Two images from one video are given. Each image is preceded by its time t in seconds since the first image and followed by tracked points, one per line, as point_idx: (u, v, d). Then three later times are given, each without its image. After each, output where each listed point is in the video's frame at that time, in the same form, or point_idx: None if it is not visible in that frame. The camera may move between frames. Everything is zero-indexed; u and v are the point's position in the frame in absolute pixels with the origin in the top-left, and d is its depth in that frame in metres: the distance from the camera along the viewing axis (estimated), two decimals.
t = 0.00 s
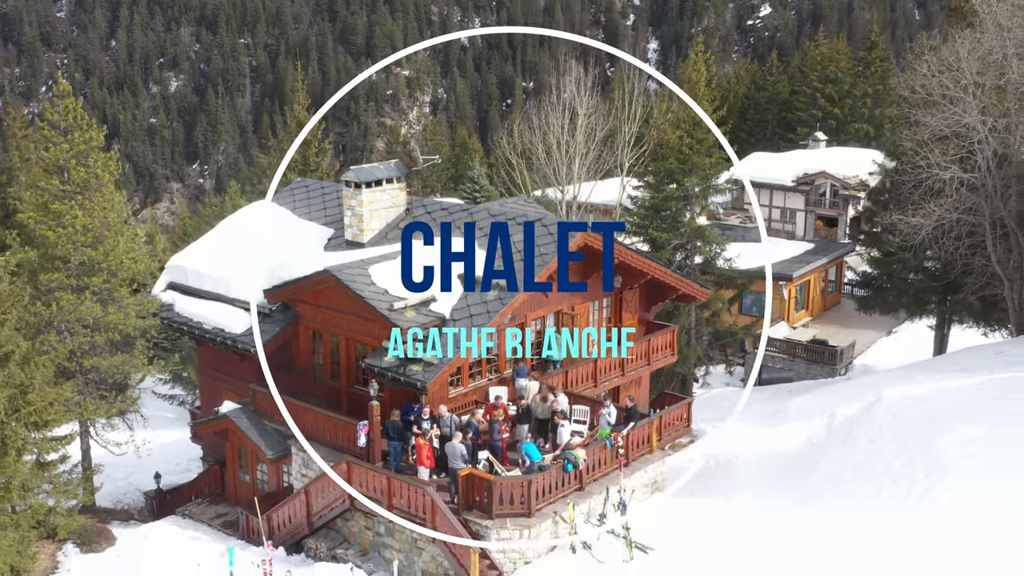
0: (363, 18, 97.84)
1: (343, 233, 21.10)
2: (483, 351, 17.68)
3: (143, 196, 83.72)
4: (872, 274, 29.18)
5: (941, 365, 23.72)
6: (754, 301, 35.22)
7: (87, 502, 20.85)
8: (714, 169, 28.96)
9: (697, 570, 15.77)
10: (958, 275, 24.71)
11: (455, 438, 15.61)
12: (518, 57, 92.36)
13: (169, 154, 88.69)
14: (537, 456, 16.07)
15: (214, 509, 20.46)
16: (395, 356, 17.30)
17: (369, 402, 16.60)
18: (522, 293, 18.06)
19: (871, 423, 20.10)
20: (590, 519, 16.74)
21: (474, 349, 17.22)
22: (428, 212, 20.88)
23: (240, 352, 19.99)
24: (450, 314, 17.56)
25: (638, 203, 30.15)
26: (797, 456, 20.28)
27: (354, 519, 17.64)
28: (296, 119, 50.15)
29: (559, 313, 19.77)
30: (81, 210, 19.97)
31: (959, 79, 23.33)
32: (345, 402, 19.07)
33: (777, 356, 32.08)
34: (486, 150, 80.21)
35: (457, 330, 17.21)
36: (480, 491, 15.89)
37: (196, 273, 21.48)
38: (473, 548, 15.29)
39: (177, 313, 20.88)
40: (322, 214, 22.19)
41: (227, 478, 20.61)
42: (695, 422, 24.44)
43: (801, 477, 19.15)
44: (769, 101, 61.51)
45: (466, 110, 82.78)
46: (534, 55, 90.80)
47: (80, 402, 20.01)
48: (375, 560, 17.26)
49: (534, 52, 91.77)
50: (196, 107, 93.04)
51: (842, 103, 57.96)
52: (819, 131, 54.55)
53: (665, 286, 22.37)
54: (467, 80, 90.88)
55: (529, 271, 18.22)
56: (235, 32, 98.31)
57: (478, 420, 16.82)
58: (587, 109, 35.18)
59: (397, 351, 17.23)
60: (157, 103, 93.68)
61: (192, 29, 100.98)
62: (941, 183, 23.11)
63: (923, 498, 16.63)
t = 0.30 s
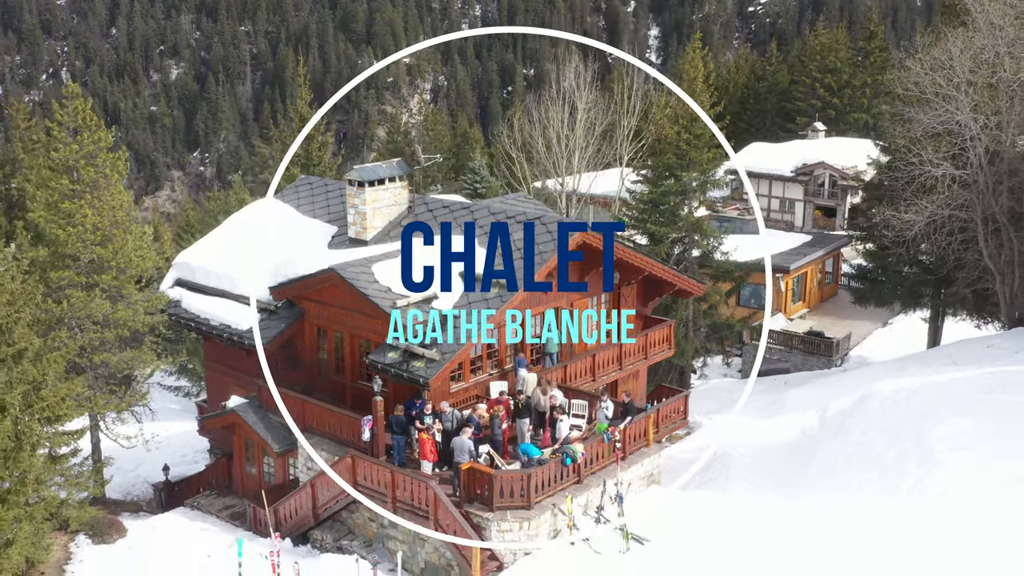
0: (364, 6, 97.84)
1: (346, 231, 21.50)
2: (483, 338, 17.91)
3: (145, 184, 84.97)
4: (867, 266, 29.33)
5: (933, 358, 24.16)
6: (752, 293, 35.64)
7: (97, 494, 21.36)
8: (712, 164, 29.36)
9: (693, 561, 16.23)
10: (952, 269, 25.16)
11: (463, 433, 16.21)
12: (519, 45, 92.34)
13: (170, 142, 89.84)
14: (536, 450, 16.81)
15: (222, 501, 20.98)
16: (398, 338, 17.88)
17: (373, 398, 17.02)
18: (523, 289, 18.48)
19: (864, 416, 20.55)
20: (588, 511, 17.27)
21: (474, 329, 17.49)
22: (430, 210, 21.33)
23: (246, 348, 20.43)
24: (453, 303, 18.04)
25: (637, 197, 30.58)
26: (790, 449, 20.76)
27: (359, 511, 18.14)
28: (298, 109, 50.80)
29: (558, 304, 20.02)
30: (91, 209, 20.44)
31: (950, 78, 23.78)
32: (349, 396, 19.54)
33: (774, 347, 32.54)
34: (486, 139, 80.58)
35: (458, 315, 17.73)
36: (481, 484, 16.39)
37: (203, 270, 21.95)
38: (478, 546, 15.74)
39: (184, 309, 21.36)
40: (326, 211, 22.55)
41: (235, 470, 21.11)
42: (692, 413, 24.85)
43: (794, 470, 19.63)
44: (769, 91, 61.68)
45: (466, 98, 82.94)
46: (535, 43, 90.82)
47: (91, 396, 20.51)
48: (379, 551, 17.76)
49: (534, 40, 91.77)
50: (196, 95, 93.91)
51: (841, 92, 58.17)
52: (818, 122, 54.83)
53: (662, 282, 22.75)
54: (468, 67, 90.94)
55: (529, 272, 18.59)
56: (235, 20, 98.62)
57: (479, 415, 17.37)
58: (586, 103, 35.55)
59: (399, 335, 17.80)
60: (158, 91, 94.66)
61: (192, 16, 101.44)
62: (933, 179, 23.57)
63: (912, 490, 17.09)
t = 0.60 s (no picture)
0: None
1: (350, 228, 21.94)
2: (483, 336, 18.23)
3: (145, 172, 85.81)
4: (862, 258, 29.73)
5: (926, 351, 24.59)
6: (750, 285, 36.05)
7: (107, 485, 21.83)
8: (710, 159, 29.72)
9: (687, 552, 16.72)
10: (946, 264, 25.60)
11: (469, 428, 16.79)
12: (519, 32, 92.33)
13: (171, 130, 90.55)
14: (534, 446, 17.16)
15: (230, 492, 21.53)
16: (398, 335, 18.23)
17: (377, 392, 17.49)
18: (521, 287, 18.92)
19: (857, 411, 21.00)
20: (587, 503, 17.75)
21: (474, 327, 17.82)
22: (433, 207, 21.99)
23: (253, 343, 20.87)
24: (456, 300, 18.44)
25: (636, 192, 30.97)
26: (784, 441, 21.24)
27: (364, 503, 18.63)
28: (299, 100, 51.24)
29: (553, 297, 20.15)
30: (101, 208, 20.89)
31: (943, 77, 24.17)
32: (354, 390, 20.03)
33: (771, 339, 32.99)
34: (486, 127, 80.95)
35: (458, 312, 18.09)
36: (483, 477, 16.91)
37: (211, 266, 22.42)
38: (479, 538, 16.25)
39: (193, 305, 21.86)
40: (330, 209, 23.03)
41: (242, 462, 21.64)
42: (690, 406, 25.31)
43: (788, 463, 20.10)
44: (768, 81, 61.83)
45: (467, 85, 83.06)
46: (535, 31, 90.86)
47: (101, 391, 21.00)
48: (383, 542, 18.23)
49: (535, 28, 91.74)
50: (197, 82, 94.44)
51: (841, 83, 58.36)
52: (817, 112, 55.11)
53: (660, 277, 23.16)
54: (469, 55, 90.96)
55: (529, 272, 19.01)
56: (235, 8, 98.79)
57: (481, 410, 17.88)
58: (586, 97, 35.88)
59: (399, 333, 18.11)
60: (158, 79, 95.32)
61: (193, 3, 101.95)
62: (926, 176, 24.00)
63: (901, 482, 17.56)
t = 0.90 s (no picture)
0: None
1: (354, 225, 22.37)
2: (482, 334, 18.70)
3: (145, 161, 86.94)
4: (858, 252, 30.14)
5: (919, 344, 25.07)
6: (748, 276, 36.50)
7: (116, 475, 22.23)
8: (709, 153, 30.11)
9: (684, 540, 17.16)
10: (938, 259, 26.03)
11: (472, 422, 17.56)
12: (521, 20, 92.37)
13: (171, 117, 91.68)
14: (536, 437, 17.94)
15: (237, 483, 22.08)
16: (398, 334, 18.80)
17: (382, 387, 17.97)
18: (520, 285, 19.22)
19: (849, 404, 21.45)
20: (585, 494, 18.28)
21: (474, 326, 18.29)
22: (435, 204, 22.44)
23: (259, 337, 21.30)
24: (456, 300, 18.86)
25: (635, 186, 31.37)
26: (779, 433, 21.73)
27: (369, 494, 19.14)
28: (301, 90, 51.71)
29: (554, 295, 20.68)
30: (111, 206, 21.34)
31: (937, 75, 24.61)
32: (359, 383, 20.49)
33: (768, 330, 33.48)
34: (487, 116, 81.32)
35: (458, 312, 18.49)
36: (484, 469, 17.40)
37: (217, 261, 22.85)
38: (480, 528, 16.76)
39: (200, 300, 22.32)
40: (334, 205, 23.47)
41: (249, 453, 22.16)
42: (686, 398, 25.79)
43: (782, 454, 20.58)
44: (768, 72, 62.07)
45: (468, 73, 83.22)
46: (536, 19, 90.95)
47: (111, 384, 21.49)
48: (388, 532, 18.75)
49: (536, 15, 91.81)
50: (198, 70, 95.16)
51: (840, 73, 58.57)
52: (816, 103, 55.47)
53: (657, 272, 23.58)
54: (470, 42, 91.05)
55: (529, 270, 19.34)
56: None
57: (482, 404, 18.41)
58: (586, 91, 36.24)
59: (399, 332, 18.63)
60: (159, 66, 96.15)
61: None
62: (920, 173, 24.45)
63: (891, 475, 18.03)
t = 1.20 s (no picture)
0: None
1: (358, 220, 22.87)
2: (482, 332, 19.23)
3: (151, 146, 96.15)
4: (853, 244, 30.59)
5: (911, 336, 25.59)
6: (745, 266, 37.02)
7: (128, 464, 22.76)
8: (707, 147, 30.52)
9: (678, 527, 17.76)
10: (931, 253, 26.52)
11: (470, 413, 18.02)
12: (521, 6, 92.51)
13: (172, 102, 99.70)
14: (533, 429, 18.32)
15: (246, 472, 22.73)
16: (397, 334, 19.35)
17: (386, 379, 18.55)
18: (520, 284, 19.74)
19: (841, 395, 22.02)
20: (584, 484, 18.87)
21: (474, 326, 18.78)
22: (438, 200, 22.95)
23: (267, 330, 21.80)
24: (458, 298, 19.29)
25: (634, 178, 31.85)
26: (772, 422, 22.29)
27: (373, 483, 19.73)
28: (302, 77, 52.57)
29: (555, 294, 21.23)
30: (121, 202, 21.88)
31: (930, 72, 25.13)
32: (363, 375, 21.04)
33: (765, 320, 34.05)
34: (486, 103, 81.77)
35: (458, 311, 18.94)
36: (486, 459, 17.98)
37: (224, 256, 23.35)
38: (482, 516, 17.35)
39: (208, 293, 22.85)
40: (339, 200, 23.97)
41: (257, 443, 22.78)
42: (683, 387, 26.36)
43: (776, 444, 21.14)
44: (767, 60, 62.35)
45: (467, 59, 83.61)
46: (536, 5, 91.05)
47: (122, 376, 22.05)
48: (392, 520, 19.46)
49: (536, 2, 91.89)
50: (197, 55, 101.78)
51: (839, 62, 58.75)
52: (815, 91, 55.73)
53: (655, 266, 24.04)
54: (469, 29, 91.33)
55: (529, 266, 19.86)
56: None
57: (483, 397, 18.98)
58: (586, 83, 36.67)
59: (399, 332, 19.15)
60: (160, 52, 102.69)
61: None
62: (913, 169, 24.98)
63: (881, 465, 18.61)
